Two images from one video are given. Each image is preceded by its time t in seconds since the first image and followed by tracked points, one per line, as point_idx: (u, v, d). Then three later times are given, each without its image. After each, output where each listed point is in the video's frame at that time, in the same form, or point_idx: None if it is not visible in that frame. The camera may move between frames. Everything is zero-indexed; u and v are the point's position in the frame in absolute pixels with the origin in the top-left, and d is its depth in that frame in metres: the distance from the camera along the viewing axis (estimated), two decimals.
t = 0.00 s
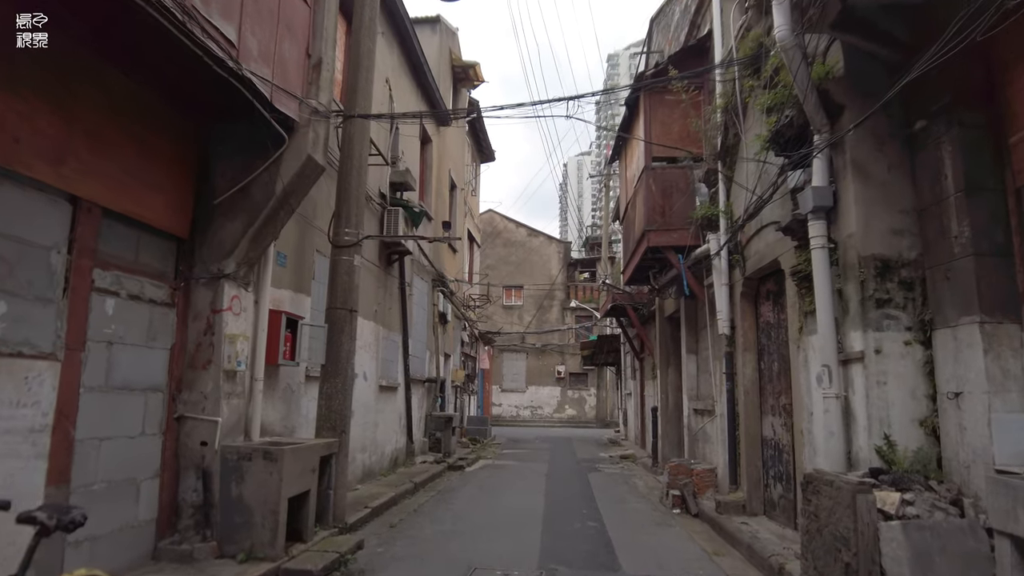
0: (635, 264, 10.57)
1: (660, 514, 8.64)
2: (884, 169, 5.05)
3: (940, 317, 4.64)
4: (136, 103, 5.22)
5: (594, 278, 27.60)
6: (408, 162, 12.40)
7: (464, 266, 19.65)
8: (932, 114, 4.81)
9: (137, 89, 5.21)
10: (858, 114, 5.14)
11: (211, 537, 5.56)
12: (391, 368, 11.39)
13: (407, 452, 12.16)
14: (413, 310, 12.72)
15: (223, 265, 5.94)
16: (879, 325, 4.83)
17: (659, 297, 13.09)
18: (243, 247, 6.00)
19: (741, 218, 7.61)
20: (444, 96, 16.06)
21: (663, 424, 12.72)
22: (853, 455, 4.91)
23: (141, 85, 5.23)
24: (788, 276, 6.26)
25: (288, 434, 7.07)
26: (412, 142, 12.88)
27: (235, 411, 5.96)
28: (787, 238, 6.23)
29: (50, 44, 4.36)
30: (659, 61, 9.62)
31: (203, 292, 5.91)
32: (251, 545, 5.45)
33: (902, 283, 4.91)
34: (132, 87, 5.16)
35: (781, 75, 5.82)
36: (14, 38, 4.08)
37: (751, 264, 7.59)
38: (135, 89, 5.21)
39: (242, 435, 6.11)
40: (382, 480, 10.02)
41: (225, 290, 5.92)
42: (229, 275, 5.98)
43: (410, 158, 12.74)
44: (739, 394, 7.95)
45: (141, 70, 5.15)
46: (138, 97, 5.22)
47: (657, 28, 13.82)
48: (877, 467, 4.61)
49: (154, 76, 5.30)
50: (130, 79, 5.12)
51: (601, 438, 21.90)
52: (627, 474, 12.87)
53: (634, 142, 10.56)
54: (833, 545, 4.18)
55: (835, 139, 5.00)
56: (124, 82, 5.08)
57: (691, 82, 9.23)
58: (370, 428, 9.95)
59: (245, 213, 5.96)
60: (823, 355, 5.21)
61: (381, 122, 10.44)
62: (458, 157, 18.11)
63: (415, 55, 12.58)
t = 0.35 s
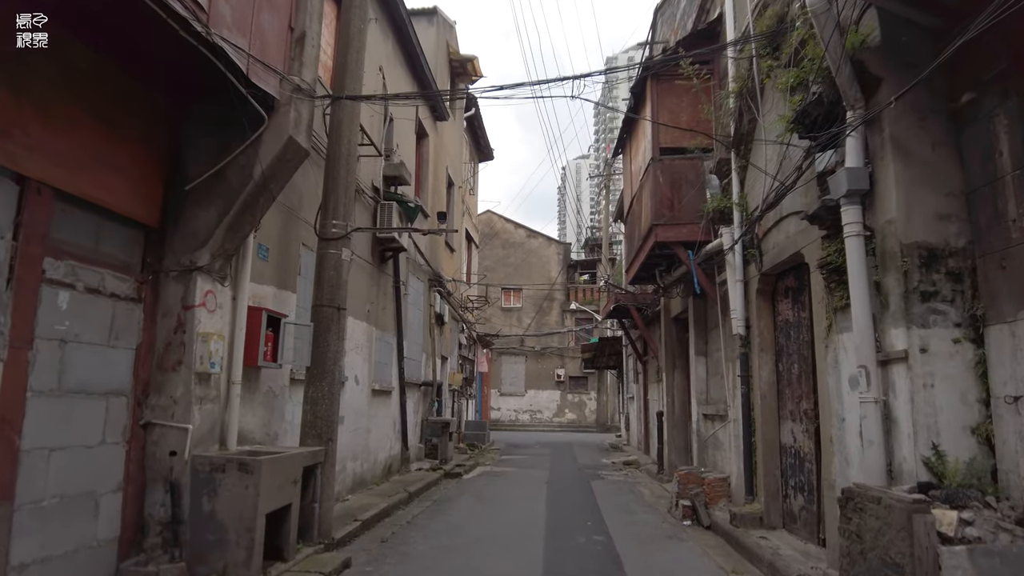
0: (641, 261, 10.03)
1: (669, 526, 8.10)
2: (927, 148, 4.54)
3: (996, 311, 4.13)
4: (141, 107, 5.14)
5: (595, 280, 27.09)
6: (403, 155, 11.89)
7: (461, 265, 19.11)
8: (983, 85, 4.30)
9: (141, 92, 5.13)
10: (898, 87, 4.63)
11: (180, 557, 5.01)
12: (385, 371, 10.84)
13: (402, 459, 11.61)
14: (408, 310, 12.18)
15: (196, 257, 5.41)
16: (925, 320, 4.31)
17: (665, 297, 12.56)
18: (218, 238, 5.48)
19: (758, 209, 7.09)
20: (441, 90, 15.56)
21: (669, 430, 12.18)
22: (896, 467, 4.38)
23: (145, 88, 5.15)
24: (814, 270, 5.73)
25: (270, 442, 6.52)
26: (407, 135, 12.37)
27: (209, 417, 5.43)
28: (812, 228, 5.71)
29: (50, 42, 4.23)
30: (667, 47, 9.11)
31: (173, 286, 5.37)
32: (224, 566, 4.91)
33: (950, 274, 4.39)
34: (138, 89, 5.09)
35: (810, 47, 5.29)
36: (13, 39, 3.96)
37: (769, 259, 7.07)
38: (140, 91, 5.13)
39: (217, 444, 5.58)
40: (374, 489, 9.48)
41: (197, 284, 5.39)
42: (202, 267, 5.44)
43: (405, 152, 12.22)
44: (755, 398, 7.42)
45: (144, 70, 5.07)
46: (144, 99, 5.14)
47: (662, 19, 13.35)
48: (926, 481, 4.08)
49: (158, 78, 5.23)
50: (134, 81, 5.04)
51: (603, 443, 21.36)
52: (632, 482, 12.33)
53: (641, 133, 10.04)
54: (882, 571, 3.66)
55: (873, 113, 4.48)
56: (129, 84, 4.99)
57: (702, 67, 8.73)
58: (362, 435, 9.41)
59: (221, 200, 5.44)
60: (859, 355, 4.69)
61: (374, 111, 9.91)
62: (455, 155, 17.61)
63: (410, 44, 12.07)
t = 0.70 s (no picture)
0: (649, 254, 9.51)
1: (683, 535, 7.56)
2: (983, 114, 4.04)
3: None
4: (122, 88, 4.80)
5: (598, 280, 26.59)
6: (399, 146, 11.38)
7: (461, 264, 18.60)
8: None
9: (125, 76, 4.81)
10: (948, 47, 4.12)
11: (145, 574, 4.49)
12: (382, 372, 10.31)
13: (399, 463, 11.08)
14: (406, 308, 11.66)
15: (166, 242, 4.89)
16: (986, 307, 3.80)
17: (673, 295, 12.03)
18: (191, 220, 4.97)
19: (781, 194, 6.56)
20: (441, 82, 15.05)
21: (679, 433, 11.65)
22: (951, 474, 3.86)
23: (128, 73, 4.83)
24: (848, 256, 5.21)
25: (251, 446, 6.00)
26: (404, 126, 11.86)
27: (180, 418, 4.91)
28: (847, 210, 5.19)
29: (54, 44, 4.16)
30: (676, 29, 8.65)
31: (140, 272, 4.86)
32: None
33: (1013, 255, 3.89)
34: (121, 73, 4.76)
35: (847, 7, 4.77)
36: (13, 39, 3.85)
37: (792, 248, 6.55)
38: (148, 101, 5.07)
39: (190, 447, 5.05)
40: (368, 496, 8.95)
41: (167, 270, 4.87)
42: (174, 253, 4.93)
43: (402, 143, 11.72)
44: (777, 398, 6.89)
45: (148, 75, 4.98)
46: (153, 108, 5.08)
47: (669, 7, 12.86)
48: (993, 490, 3.56)
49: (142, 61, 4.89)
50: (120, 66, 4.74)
51: (607, 447, 20.81)
52: (640, 487, 11.79)
53: (650, 120, 9.54)
54: None
55: (922, 75, 3.97)
56: (115, 72, 4.71)
57: (716, 48, 8.23)
58: (355, 438, 8.89)
59: (195, 179, 4.93)
60: (906, 348, 4.16)
61: (368, 97, 9.41)
62: (455, 150, 17.14)
63: (408, 31, 11.59)
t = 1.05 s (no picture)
0: (659, 250, 8.98)
1: (697, 549, 7.02)
2: None
3: None
4: (78, 59, 4.29)
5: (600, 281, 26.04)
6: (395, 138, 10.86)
7: (460, 264, 18.08)
8: None
9: (81, 44, 4.31)
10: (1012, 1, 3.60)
11: None
12: (377, 376, 9.78)
13: (394, 470, 10.55)
14: (402, 308, 11.14)
15: (126, 228, 4.38)
16: None
17: (681, 294, 11.49)
18: (155, 204, 4.46)
19: (806, 179, 6.03)
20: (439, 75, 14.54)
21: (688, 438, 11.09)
22: (1022, 490, 3.31)
23: (83, 38, 4.32)
24: (887, 244, 4.67)
25: (227, 455, 5.46)
26: (399, 117, 11.34)
27: (141, 425, 4.38)
28: (886, 192, 4.66)
29: (55, 45, 4.09)
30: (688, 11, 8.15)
31: (96, 262, 4.34)
32: None
33: None
34: (82, 47, 4.32)
35: None
36: (14, 38, 3.78)
37: (817, 239, 6.03)
38: (106, 71, 4.52)
39: (152, 458, 4.52)
40: (360, 506, 8.42)
41: (127, 260, 4.35)
42: (136, 241, 4.41)
43: (397, 135, 11.21)
44: (800, 402, 6.35)
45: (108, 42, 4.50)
46: (112, 79, 4.54)
47: None
48: None
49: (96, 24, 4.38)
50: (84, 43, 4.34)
51: (611, 452, 20.23)
52: (648, 495, 11.22)
53: (658, 107, 9.02)
54: None
55: (985, 31, 3.45)
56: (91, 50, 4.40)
57: (731, 29, 7.73)
58: (346, 445, 8.35)
59: (158, 158, 4.42)
60: (964, 345, 3.64)
61: (360, 84, 8.91)
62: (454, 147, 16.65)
63: (405, 18, 11.10)
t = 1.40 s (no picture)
0: (665, 241, 8.50)
1: (711, 559, 6.53)
2: None
3: None
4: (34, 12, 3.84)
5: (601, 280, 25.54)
6: (388, 125, 10.37)
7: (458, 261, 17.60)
8: None
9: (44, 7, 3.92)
10: None
11: None
12: (368, 374, 9.27)
13: (388, 474, 10.05)
14: (396, 303, 10.65)
15: (75, 204, 3.89)
16: None
17: (688, 289, 11.01)
18: (108, 176, 3.96)
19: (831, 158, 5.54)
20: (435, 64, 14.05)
21: (695, 439, 10.59)
22: None
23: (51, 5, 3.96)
24: (931, 224, 4.18)
25: (197, 459, 4.97)
26: (393, 104, 10.85)
27: (92, 427, 3.89)
28: (931, 165, 4.17)
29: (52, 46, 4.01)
30: None
31: (41, 242, 3.84)
32: None
33: None
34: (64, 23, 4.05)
35: None
36: (12, 38, 3.74)
37: (843, 223, 5.54)
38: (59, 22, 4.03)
39: (107, 463, 4.04)
40: (350, 513, 7.92)
41: (76, 240, 3.85)
42: (88, 217, 3.91)
43: (392, 123, 10.73)
44: (823, 401, 5.86)
45: None
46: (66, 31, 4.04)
47: None
48: None
49: None
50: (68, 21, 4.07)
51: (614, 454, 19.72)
52: (654, 500, 10.72)
53: (665, 90, 8.53)
54: None
55: None
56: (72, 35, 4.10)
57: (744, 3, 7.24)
58: (335, 448, 7.85)
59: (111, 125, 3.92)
60: None
61: (351, 65, 8.42)
62: (452, 139, 16.18)
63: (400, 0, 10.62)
